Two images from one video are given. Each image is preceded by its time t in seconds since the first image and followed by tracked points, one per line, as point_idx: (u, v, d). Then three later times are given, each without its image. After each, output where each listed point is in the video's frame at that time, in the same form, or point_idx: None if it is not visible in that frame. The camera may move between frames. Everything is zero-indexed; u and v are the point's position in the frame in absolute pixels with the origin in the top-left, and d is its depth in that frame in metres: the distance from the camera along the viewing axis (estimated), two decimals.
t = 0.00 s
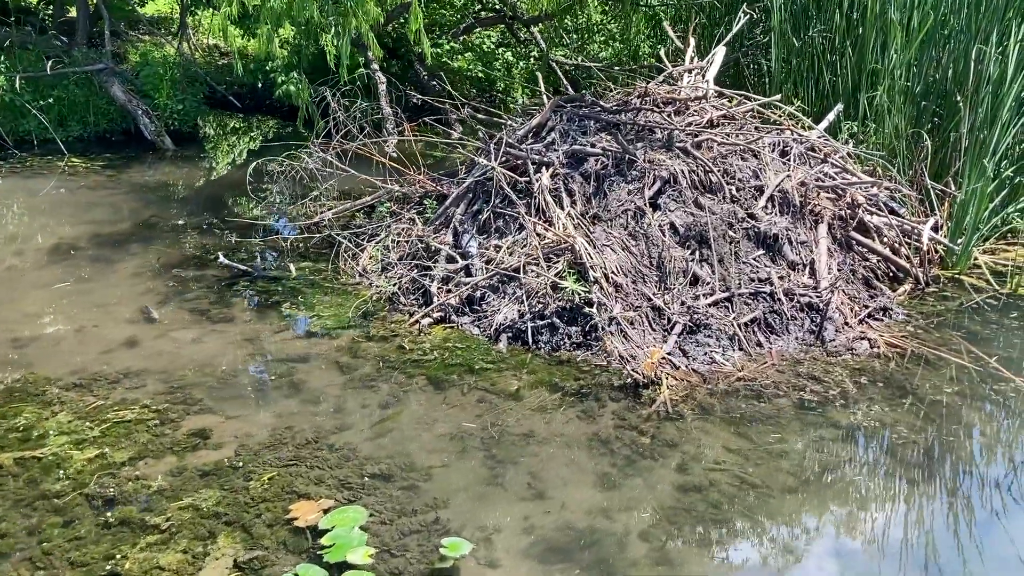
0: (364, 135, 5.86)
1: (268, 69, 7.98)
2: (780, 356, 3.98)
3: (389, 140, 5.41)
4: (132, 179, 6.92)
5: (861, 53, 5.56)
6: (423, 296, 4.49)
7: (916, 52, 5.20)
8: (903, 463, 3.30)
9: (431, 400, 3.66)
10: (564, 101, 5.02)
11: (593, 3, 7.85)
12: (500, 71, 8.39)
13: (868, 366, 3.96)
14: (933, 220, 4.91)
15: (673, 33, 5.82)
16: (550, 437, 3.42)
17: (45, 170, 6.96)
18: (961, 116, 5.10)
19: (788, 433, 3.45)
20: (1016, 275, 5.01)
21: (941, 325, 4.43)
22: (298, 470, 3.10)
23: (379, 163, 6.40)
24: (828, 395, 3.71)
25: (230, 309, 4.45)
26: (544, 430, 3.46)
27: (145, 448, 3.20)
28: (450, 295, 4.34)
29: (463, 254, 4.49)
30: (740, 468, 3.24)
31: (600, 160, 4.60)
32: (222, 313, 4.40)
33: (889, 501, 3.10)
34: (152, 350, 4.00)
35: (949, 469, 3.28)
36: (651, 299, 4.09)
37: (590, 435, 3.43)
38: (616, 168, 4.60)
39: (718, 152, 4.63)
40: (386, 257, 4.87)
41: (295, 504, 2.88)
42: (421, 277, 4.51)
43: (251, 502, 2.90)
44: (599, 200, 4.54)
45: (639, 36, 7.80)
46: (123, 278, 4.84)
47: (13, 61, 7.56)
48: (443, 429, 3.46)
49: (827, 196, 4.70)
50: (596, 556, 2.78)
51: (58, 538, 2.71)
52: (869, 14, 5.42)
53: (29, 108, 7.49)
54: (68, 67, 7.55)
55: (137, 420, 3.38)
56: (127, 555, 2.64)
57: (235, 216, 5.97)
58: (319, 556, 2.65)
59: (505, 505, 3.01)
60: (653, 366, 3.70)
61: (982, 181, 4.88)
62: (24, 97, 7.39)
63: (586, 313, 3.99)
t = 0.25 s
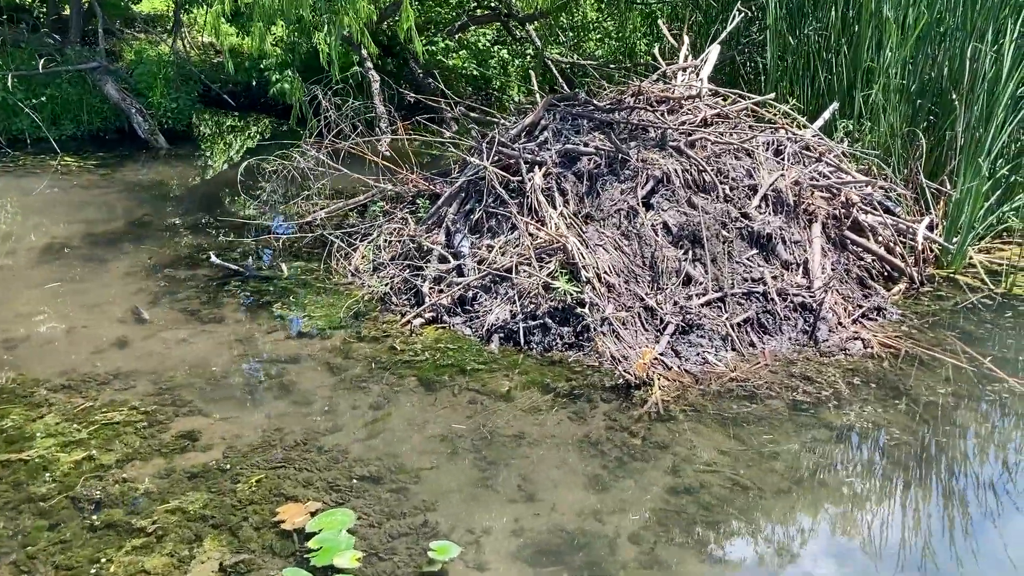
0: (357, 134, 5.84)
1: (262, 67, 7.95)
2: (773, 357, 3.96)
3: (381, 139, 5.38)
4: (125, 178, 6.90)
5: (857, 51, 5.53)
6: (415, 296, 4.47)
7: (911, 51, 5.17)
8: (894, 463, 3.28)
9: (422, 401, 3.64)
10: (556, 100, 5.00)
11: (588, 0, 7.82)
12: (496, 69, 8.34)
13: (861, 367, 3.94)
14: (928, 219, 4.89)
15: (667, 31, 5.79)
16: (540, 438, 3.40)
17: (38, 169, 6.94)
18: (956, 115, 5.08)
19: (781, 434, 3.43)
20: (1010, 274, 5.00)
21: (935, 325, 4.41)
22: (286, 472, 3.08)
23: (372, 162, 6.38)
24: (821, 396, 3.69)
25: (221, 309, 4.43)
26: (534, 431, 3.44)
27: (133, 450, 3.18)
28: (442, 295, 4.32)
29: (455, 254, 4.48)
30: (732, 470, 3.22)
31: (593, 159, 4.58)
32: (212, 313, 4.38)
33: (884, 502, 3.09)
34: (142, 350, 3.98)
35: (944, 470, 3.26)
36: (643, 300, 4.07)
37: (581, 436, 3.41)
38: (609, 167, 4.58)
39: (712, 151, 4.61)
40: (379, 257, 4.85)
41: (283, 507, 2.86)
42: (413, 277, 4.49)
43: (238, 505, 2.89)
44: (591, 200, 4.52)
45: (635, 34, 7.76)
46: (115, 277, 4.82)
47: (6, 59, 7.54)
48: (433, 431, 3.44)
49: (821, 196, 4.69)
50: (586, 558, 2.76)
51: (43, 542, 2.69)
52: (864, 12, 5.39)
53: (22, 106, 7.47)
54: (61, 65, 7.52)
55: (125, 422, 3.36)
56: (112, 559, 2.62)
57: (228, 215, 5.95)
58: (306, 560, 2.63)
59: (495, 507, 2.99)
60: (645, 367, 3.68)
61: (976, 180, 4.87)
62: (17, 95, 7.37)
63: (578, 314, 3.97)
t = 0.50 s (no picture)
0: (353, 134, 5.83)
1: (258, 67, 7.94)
2: (767, 357, 3.97)
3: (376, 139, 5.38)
4: (120, 178, 6.89)
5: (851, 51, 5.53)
6: (410, 297, 4.47)
7: (906, 51, 5.17)
8: (888, 464, 3.28)
9: (416, 403, 3.64)
10: (551, 100, 5.00)
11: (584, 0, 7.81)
12: (491, 70, 8.32)
13: (856, 367, 3.94)
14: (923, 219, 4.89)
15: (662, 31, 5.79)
16: (534, 440, 3.40)
17: (34, 169, 6.93)
18: (950, 114, 5.09)
19: (774, 435, 3.44)
20: (1005, 274, 4.99)
21: (930, 325, 4.41)
22: (279, 475, 3.08)
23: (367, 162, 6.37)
24: (815, 397, 3.69)
25: (216, 310, 4.43)
26: (528, 433, 3.44)
27: (126, 452, 3.18)
28: (436, 297, 4.32)
29: (450, 255, 4.47)
30: (725, 471, 3.22)
31: (587, 160, 4.58)
32: (207, 314, 4.37)
33: (877, 501, 3.09)
34: (136, 352, 3.98)
35: (938, 470, 3.27)
36: (638, 300, 4.08)
37: (575, 437, 3.41)
38: (603, 168, 4.58)
39: (706, 151, 4.61)
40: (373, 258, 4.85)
41: (275, 509, 2.86)
42: (407, 278, 4.49)
43: (231, 507, 2.89)
44: (586, 200, 4.52)
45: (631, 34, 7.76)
46: (109, 278, 4.81)
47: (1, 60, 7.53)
48: (427, 432, 3.44)
49: (815, 196, 4.69)
50: (579, 560, 2.76)
51: (35, 545, 2.69)
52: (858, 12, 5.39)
53: (17, 106, 7.46)
54: (56, 65, 7.52)
55: (118, 424, 3.36)
56: (105, 562, 2.62)
57: (223, 216, 5.95)
58: (298, 563, 2.63)
59: (488, 508, 2.99)
60: (639, 368, 3.68)
61: (971, 180, 4.82)
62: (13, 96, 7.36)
63: (573, 315, 3.97)
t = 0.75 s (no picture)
0: (346, 135, 5.83)
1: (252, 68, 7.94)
2: (761, 358, 3.98)
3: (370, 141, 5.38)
4: (114, 179, 6.88)
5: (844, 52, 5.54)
6: (403, 298, 4.48)
7: (899, 51, 5.17)
8: (880, 464, 3.30)
9: (409, 404, 3.64)
10: (544, 101, 5.01)
11: (578, 2, 7.82)
12: (486, 70, 8.35)
13: (848, 367, 3.95)
14: (915, 220, 4.91)
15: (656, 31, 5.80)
16: (527, 441, 3.40)
17: (27, 170, 6.92)
18: (943, 114, 5.10)
19: (767, 435, 3.45)
20: (998, 273, 5.01)
21: (923, 325, 4.42)
22: (272, 476, 3.09)
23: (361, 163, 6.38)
24: (808, 397, 3.70)
25: (209, 312, 4.43)
26: (521, 434, 3.44)
27: (118, 455, 3.18)
28: (430, 298, 4.32)
29: (443, 256, 4.48)
30: (719, 472, 3.22)
31: (581, 161, 4.59)
32: (200, 316, 4.37)
33: (870, 502, 3.10)
34: (129, 353, 3.97)
35: (931, 469, 3.28)
36: (631, 301, 4.08)
37: (568, 438, 3.42)
38: (596, 169, 4.59)
39: (699, 152, 4.62)
40: (367, 259, 4.85)
41: (268, 511, 2.86)
42: (401, 280, 4.49)
43: (223, 509, 2.88)
44: (579, 201, 4.53)
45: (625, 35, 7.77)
46: (103, 280, 4.81)
47: None
48: (420, 433, 3.44)
49: (807, 196, 4.70)
50: (572, 560, 2.76)
51: (27, 547, 2.69)
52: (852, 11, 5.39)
53: (11, 107, 7.45)
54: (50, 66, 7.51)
55: (110, 426, 3.36)
56: (96, 565, 2.62)
57: (216, 217, 5.94)
58: (291, 564, 2.63)
59: (481, 510, 3.00)
60: (632, 369, 3.68)
61: (964, 180, 4.87)
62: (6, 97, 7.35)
63: (566, 315, 3.97)
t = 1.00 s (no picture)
0: (338, 137, 5.84)
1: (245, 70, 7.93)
2: (752, 359, 3.99)
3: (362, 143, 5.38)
4: (106, 181, 6.87)
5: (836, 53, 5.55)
6: (396, 300, 4.48)
7: (889, 53, 5.19)
8: (871, 465, 3.31)
9: (401, 407, 3.65)
10: (536, 103, 5.01)
11: (571, 4, 7.84)
12: (478, 72, 8.44)
13: (839, 368, 3.96)
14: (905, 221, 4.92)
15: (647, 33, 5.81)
16: (520, 443, 3.41)
17: (19, 173, 6.90)
18: (933, 116, 5.11)
19: (758, 437, 3.46)
20: (988, 274, 5.03)
21: (913, 326, 4.44)
22: (264, 480, 3.09)
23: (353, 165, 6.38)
24: (799, 398, 3.72)
25: (201, 315, 4.42)
26: (513, 436, 3.45)
27: (109, 459, 3.18)
28: (422, 300, 4.33)
29: (435, 258, 4.48)
30: (710, 473, 3.24)
31: (572, 163, 4.60)
32: (193, 319, 4.37)
33: (861, 503, 3.11)
34: (121, 357, 3.97)
35: (921, 470, 3.30)
36: (623, 303, 4.09)
37: (560, 440, 3.42)
38: (588, 171, 4.60)
39: (691, 154, 4.63)
40: (359, 261, 4.85)
41: (260, 515, 2.86)
42: (393, 283, 4.50)
43: (215, 513, 2.89)
44: (571, 203, 4.54)
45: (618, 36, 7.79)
46: (95, 283, 4.80)
47: None
48: (413, 436, 3.44)
49: (798, 198, 4.72)
50: (563, 563, 2.77)
51: (17, 552, 2.69)
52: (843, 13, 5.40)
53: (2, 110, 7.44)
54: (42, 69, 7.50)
55: (103, 430, 3.36)
56: (87, 569, 2.62)
57: (209, 220, 5.94)
58: (281, 567, 2.63)
59: (473, 512, 3.00)
60: (623, 370, 3.69)
61: (954, 181, 4.86)
62: None
63: (558, 318, 3.98)
